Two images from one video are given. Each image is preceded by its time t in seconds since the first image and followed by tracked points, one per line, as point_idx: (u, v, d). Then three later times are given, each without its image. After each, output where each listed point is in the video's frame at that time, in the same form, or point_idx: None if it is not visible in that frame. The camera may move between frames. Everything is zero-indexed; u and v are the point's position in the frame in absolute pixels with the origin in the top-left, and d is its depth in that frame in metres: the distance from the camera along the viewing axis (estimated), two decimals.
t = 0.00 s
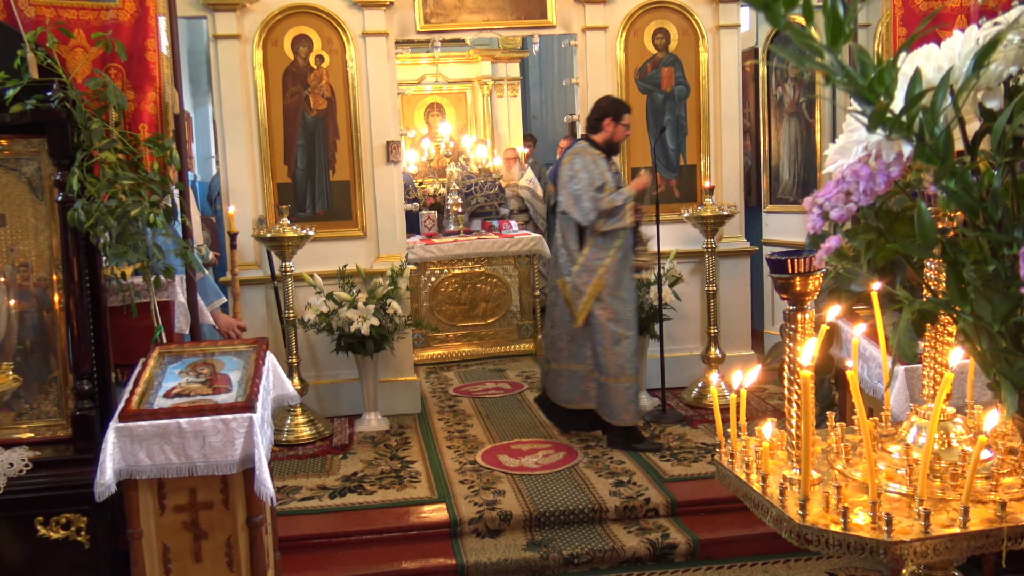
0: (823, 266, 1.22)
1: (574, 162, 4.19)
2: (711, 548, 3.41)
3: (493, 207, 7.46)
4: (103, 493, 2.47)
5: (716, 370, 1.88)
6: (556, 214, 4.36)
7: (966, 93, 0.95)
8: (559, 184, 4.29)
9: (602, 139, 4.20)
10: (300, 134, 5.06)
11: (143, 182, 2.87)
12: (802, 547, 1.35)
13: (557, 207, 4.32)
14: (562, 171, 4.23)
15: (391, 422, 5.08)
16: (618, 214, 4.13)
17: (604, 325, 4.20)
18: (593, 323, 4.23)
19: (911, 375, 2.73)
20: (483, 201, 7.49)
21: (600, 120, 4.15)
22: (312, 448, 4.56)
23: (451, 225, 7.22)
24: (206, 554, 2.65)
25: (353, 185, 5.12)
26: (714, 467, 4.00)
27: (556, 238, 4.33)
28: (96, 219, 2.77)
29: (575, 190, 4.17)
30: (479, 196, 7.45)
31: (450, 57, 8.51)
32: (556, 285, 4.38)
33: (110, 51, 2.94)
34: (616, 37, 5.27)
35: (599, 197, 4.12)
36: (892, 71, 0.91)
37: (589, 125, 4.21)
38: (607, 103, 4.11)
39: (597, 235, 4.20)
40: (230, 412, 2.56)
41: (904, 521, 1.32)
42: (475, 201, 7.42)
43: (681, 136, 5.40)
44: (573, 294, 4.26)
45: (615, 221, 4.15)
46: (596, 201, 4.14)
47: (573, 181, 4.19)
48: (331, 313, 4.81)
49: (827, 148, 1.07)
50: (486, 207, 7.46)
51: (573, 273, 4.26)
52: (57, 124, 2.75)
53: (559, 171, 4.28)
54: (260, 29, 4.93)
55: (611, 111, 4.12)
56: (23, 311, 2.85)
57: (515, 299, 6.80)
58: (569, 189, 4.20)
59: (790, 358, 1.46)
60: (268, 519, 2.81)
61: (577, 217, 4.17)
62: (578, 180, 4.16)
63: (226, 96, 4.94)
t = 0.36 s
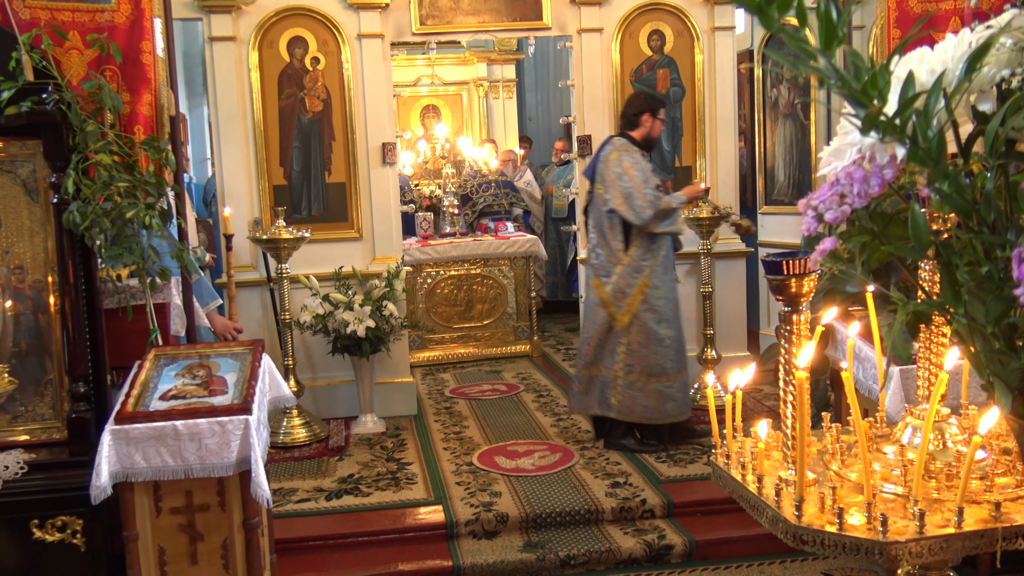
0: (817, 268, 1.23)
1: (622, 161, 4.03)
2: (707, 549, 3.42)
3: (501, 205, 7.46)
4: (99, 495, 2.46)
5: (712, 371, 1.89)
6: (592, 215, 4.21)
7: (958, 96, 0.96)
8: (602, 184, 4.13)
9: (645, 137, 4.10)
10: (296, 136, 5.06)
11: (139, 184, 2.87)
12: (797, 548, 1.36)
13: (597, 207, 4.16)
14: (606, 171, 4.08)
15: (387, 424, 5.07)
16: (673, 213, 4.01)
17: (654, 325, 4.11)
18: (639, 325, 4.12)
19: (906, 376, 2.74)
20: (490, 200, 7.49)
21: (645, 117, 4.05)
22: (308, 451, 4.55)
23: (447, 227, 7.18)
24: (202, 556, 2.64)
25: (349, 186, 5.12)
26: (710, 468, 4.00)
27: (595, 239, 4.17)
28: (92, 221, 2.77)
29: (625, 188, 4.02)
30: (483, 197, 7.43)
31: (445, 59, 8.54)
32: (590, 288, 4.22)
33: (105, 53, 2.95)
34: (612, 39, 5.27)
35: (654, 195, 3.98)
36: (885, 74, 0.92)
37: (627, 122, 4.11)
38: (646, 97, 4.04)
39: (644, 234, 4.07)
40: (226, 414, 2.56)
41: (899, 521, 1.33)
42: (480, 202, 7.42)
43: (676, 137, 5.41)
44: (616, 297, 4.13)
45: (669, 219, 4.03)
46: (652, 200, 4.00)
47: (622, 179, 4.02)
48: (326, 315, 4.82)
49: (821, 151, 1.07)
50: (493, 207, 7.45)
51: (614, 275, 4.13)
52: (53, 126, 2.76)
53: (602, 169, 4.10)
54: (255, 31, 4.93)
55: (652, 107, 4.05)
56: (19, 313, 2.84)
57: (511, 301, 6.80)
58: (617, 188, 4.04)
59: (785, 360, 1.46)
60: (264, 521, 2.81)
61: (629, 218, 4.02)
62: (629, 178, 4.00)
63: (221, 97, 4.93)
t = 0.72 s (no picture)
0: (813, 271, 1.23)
1: (680, 164, 3.94)
2: (702, 551, 3.42)
3: (507, 205, 7.54)
4: (94, 494, 2.46)
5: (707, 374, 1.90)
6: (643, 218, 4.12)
7: (953, 103, 0.96)
8: (655, 188, 4.04)
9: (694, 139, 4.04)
10: (294, 136, 5.06)
11: (135, 183, 2.87)
12: (791, 550, 1.37)
13: (654, 211, 4.05)
14: (665, 174, 3.98)
15: (383, 424, 5.07)
16: (733, 215, 3.92)
17: (709, 324, 4.11)
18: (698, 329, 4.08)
19: (901, 379, 2.75)
20: (496, 200, 7.57)
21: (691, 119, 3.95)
22: (304, 450, 4.55)
23: (443, 227, 7.18)
24: (197, 556, 2.64)
25: (346, 187, 5.12)
26: (705, 470, 4.01)
27: (650, 244, 4.07)
28: (88, 220, 2.77)
29: (685, 190, 3.93)
30: (488, 197, 7.51)
31: (443, 60, 8.56)
32: (642, 294, 4.11)
33: (103, 51, 2.94)
34: (610, 40, 5.28)
35: (714, 197, 3.92)
36: (880, 81, 0.92)
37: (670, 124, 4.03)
38: (689, 101, 3.93)
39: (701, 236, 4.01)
40: (222, 414, 2.56)
41: (893, 524, 1.34)
42: (485, 202, 7.49)
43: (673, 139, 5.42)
44: (676, 302, 4.05)
45: (729, 222, 3.94)
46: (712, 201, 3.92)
47: (681, 182, 3.95)
48: (323, 315, 4.83)
49: (816, 156, 1.08)
50: (498, 207, 7.53)
51: (672, 279, 4.05)
52: (50, 124, 2.75)
53: (659, 173, 4.00)
54: (253, 30, 4.93)
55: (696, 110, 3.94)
56: (14, 311, 2.84)
57: (508, 302, 6.80)
58: (676, 191, 3.96)
59: (781, 363, 1.47)
60: (259, 521, 2.81)
61: (690, 221, 3.94)
62: (688, 182, 3.93)
63: (219, 96, 4.93)
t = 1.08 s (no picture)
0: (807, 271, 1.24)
1: (729, 160, 4.01)
2: (698, 552, 3.43)
3: (520, 205, 7.59)
4: (90, 495, 2.46)
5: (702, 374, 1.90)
6: (684, 214, 4.18)
7: (945, 103, 0.97)
8: (701, 183, 4.10)
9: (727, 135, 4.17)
10: (290, 136, 5.06)
11: (132, 183, 2.87)
12: (786, 550, 1.37)
13: (699, 207, 4.12)
14: (712, 170, 4.06)
15: (380, 424, 5.07)
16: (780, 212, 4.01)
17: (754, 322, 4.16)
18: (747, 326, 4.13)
19: (896, 380, 2.75)
20: (510, 199, 7.62)
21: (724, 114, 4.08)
22: (301, 451, 4.55)
23: (441, 229, 7.14)
24: (193, 556, 2.64)
25: (343, 187, 5.12)
26: (701, 471, 4.02)
27: (698, 239, 4.13)
28: (85, 220, 2.77)
29: (735, 187, 4.01)
30: (502, 197, 7.57)
31: (440, 61, 8.56)
32: (691, 291, 4.17)
33: (99, 51, 2.94)
34: (606, 42, 5.28)
35: (763, 194, 3.99)
36: (872, 82, 0.93)
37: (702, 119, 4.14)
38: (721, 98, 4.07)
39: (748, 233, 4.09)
40: (218, 414, 2.56)
41: (887, 524, 1.34)
42: (499, 202, 7.57)
43: (670, 140, 5.43)
44: (726, 297, 4.10)
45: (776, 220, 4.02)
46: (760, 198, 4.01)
47: (731, 178, 4.01)
48: (319, 315, 4.82)
49: (810, 156, 1.09)
50: (512, 207, 7.58)
51: (721, 276, 4.12)
52: (46, 124, 2.76)
53: (706, 169, 4.07)
54: (250, 30, 4.93)
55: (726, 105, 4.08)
56: (10, 311, 2.84)
57: (504, 303, 6.81)
58: (726, 187, 4.03)
59: (775, 363, 1.48)
60: (255, 522, 2.81)
61: (740, 217, 4.02)
62: (738, 178, 4.00)
63: (215, 96, 4.92)
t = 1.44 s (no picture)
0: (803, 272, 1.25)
1: (771, 161, 4.05)
2: (694, 553, 3.43)
3: (528, 208, 7.52)
4: (85, 497, 2.45)
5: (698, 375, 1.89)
6: (717, 214, 4.15)
7: (938, 106, 0.98)
8: (741, 183, 4.09)
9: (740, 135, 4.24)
10: (287, 138, 5.06)
11: (128, 185, 2.87)
12: (781, 551, 1.37)
13: (737, 207, 4.11)
14: (753, 171, 4.08)
15: (375, 426, 5.07)
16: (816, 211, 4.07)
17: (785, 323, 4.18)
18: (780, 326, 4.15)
19: (891, 381, 2.76)
20: (517, 202, 7.55)
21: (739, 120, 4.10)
22: (296, 453, 4.55)
23: (437, 230, 7.20)
24: (188, 558, 2.64)
25: (339, 189, 5.12)
26: (697, 472, 4.03)
27: (734, 240, 4.13)
28: (80, 221, 2.77)
29: (776, 188, 4.04)
30: (509, 200, 7.48)
31: (437, 62, 8.56)
32: (727, 292, 4.18)
33: (95, 53, 2.95)
34: (602, 44, 5.29)
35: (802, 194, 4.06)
36: (865, 84, 0.93)
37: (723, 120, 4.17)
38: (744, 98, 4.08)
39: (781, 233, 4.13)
40: (214, 415, 2.55)
41: (882, 525, 1.35)
42: (507, 205, 7.49)
43: (666, 142, 5.44)
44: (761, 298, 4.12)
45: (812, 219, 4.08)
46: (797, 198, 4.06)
47: (774, 179, 4.05)
48: (315, 317, 4.81)
49: (805, 158, 1.09)
50: (519, 210, 7.53)
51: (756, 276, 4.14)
52: (42, 125, 2.76)
53: (747, 169, 4.07)
54: (246, 32, 4.93)
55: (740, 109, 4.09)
56: (6, 313, 2.83)
57: (500, 305, 6.81)
58: (768, 187, 4.06)
59: (770, 365, 1.48)
60: (251, 523, 2.80)
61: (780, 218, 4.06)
62: (778, 179, 4.04)
63: (212, 98, 4.92)
